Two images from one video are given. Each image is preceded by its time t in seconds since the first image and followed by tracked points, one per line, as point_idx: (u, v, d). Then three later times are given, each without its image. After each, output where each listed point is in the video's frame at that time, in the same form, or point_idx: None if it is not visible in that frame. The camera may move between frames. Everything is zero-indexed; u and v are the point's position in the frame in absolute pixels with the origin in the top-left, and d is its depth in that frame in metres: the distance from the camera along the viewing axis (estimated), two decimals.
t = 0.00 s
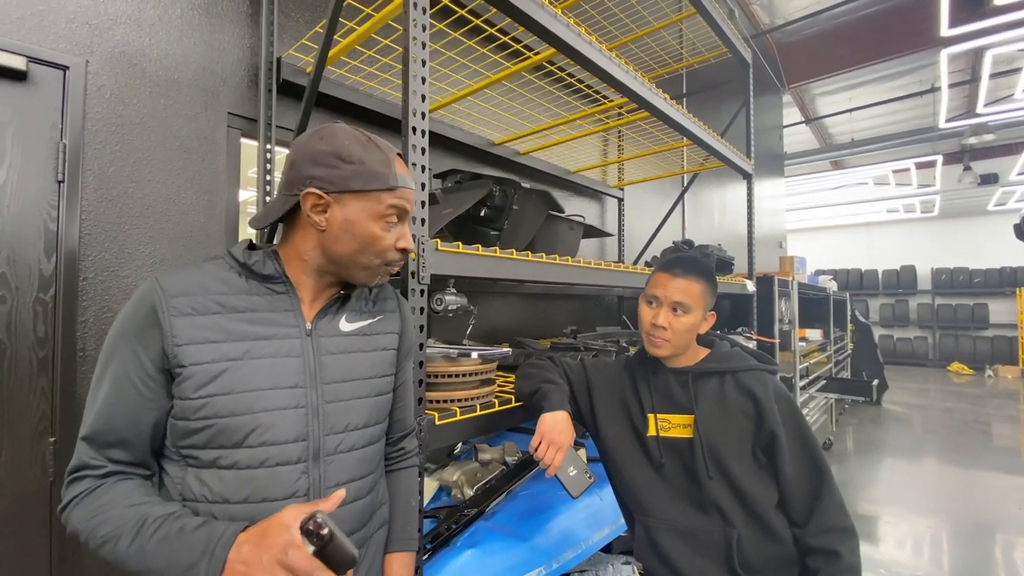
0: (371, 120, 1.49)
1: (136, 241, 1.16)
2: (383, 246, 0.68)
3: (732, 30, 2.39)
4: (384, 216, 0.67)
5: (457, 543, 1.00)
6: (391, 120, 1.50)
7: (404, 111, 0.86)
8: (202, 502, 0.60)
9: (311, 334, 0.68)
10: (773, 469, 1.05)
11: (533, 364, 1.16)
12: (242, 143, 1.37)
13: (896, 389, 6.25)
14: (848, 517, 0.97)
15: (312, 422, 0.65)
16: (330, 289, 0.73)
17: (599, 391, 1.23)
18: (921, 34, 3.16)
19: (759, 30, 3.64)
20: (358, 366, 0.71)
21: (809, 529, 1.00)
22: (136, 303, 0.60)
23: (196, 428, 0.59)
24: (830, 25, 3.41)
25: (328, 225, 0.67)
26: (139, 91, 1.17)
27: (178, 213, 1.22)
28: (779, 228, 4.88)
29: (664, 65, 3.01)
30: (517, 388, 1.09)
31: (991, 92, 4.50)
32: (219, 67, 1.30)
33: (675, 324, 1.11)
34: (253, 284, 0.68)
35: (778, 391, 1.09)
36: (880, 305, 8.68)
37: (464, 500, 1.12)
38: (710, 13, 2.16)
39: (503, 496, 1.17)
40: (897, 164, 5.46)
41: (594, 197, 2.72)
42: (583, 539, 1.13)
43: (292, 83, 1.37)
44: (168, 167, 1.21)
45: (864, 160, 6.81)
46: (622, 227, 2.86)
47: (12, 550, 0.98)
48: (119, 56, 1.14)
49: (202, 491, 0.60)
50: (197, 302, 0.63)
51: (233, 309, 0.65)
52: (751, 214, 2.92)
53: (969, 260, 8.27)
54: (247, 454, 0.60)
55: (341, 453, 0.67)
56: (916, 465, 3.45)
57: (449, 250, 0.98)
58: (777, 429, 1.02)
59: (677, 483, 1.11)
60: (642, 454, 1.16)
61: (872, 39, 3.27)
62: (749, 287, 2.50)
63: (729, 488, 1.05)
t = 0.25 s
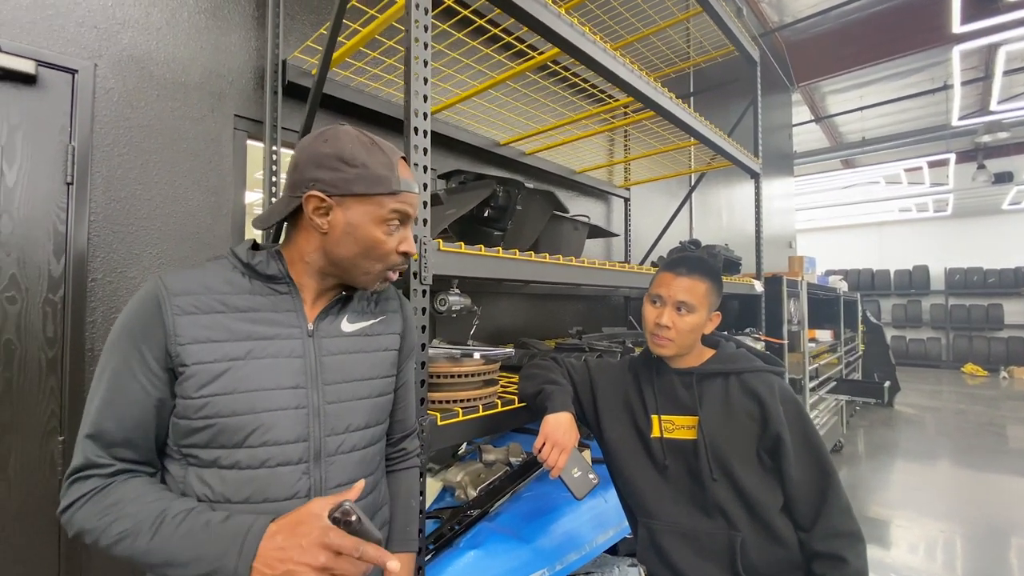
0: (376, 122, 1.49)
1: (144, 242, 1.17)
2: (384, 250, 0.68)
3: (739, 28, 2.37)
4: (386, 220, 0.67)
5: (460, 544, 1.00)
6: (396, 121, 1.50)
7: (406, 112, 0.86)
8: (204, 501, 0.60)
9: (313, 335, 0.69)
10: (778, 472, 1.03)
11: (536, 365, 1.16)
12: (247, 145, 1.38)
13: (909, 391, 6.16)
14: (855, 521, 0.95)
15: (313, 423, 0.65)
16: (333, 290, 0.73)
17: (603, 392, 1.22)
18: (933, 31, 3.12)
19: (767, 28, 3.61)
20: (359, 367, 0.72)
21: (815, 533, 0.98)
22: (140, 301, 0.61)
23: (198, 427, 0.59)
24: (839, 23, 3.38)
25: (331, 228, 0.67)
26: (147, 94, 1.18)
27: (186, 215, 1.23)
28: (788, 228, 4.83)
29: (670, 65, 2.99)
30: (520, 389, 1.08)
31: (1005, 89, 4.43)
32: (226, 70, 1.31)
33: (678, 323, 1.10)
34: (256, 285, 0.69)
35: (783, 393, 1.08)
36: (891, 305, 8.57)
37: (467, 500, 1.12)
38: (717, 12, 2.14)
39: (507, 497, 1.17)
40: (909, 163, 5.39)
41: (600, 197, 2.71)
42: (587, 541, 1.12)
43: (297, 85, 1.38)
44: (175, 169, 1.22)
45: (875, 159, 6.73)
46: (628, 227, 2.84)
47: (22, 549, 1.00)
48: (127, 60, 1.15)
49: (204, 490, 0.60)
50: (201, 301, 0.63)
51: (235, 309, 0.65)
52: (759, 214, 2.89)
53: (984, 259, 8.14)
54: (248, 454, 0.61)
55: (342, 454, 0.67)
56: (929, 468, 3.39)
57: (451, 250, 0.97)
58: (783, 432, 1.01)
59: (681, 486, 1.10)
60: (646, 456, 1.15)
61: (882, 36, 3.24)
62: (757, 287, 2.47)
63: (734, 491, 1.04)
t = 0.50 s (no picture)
0: (381, 122, 1.49)
1: (151, 243, 1.18)
2: (371, 237, 0.68)
3: (746, 26, 2.34)
4: (367, 206, 0.67)
5: (462, 545, 1.00)
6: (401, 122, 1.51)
7: (407, 111, 0.85)
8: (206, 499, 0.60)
9: (314, 334, 0.69)
10: (785, 474, 1.02)
11: (539, 365, 1.15)
12: (253, 146, 1.39)
13: (922, 393, 6.06)
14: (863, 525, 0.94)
15: (313, 422, 0.65)
16: (332, 287, 0.73)
17: (608, 392, 1.21)
18: (946, 27, 3.07)
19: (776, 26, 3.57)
20: (359, 366, 0.71)
21: (822, 537, 0.97)
22: (148, 295, 0.61)
23: (201, 424, 0.59)
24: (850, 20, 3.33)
25: (316, 223, 0.68)
26: (154, 96, 1.19)
27: (191, 215, 1.24)
28: (798, 227, 4.78)
29: (678, 63, 2.97)
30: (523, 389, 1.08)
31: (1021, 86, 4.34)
32: (232, 72, 1.32)
33: (683, 333, 1.09)
34: (258, 283, 0.69)
35: (790, 394, 1.06)
36: (905, 306, 8.44)
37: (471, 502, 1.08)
38: (725, 10, 2.12)
39: (510, 498, 1.18)
40: (922, 161, 5.30)
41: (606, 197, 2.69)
42: (591, 543, 1.11)
43: (302, 87, 1.38)
44: (181, 170, 1.23)
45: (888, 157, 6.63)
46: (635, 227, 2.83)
47: (31, 548, 1.01)
48: (134, 63, 1.17)
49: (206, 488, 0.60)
50: (205, 298, 0.63)
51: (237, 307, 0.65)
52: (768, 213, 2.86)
53: (1000, 259, 8.00)
54: (249, 452, 0.60)
55: (342, 453, 0.67)
56: (943, 472, 3.33)
57: (453, 250, 0.97)
58: (790, 433, 1.00)
59: (686, 488, 1.09)
60: (651, 458, 1.14)
61: (893, 33, 3.20)
62: (766, 287, 2.45)
63: (739, 493, 1.03)
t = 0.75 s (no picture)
0: (385, 123, 1.50)
1: (158, 244, 1.19)
2: (373, 244, 0.68)
3: (754, 23, 2.30)
4: (370, 214, 0.67)
5: (465, 545, 1.00)
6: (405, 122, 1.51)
7: (409, 112, 0.85)
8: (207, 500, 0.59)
9: (315, 334, 0.69)
10: (790, 477, 1.01)
11: (542, 366, 1.15)
12: (260, 147, 1.40)
13: (936, 395, 5.96)
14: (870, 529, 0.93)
15: (314, 422, 0.65)
16: (333, 290, 0.73)
17: (611, 394, 1.20)
18: (960, 22, 3.01)
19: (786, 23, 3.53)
20: (360, 366, 0.71)
21: (828, 541, 0.96)
22: (148, 299, 0.62)
23: (201, 425, 0.59)
24: (861, 17, 3.27)
25: (317, 227, 0.68)
26: (162, 99, 1.21)
27: (199, 216, 1.25)
28: (809, 227, 4.72)
29: (685, 62, 2.94)
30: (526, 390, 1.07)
31: None
32: (239, 74, 1.33)
33: (692, 323, 1.08)
34: (259, 284, 0.69)
35: (795, 395, 1.05)
36: (918, 306, 8.30)
37: (475, 503, 1.11)
38: (732, 7, 2.09)
39: (514, 498, 1.17)
40: (936, 159, 5.22)
41: (613, 196, 2.69)
42: (595, 545, 1.11)
43: (308, 88, 1.39)
44: (187, 171, 1.24)
45: (901, 156, 6.54)
46: (643, 227, 2.81)
47: (41, 546, 1.02)
48: (143, 66, 1.18)
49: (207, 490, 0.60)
50: (204, 300, 0.63)
51: (237, 308, 0.65)
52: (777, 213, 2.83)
53: (1017, 259, 7.84)
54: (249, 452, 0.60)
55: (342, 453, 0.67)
56: (957, 475, 3.27)
57: (455, 250, 0.96)
58: (795, 435, 0.99)
59: (689, 490, 1.08)
60: (654, 460, 1.12)
61: (906, 30, 3.14)
62: (775, 287, 2.42)
63: (743, 496, 1.02)
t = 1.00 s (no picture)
0: (390, 123, 1.50)
1: (166, 244, 1.20)
2: (365, 246, 0.68)
3: (761, 19, 2.27)
4: (363, 216, 0.67)
5: (467, 546, 0.99)
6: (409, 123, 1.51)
7: (409, 111, 0.85)
8: (203, 498, 0.60)
9: (310, 332, 0.69)
10: (795, 479, 1.00)
11: (544, 366, 1.14)
12: (266, 149, 1.41)
13: (951, 396, 5.86)
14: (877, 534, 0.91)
15: (309, 420, 0.65)
16: (327, 289, 0.73)
17: (614, 394, 1.19)
18: (975, 18, 2.95)
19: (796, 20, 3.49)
20: (356, 365, 0.71)
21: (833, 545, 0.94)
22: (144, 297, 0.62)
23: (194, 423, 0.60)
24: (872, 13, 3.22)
25: (310, 228, 0.68)
26: (169, 101, 1.22)
27: (207, 217, 1.26)
28: (820, 226, 4.67)
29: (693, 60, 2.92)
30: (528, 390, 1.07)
31: None
32: (245, 76, 1.34)
33: (699, 322, 1.07)
34: (255, 284, 0.69)
35: (801, 397, 1.04)
36: (933, 306, 8.17)
37: (478, 503, 1.10)
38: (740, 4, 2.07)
39: (518, 499, 1.17)
40: (950, 157, 5.13)
41: (620, 196, 2.67)
42: (599, 547, 1.10)
43: (313, 90, 1.40)
44: (192, 172, 1.25)
45: (914, 153, 6.43)
46: (650, 226, 2.79)
47: (50, 543, 1.04)
48: (150, 69, 1.19)
49: (203, 487, 0.60)
50: (199, 299, 0.64)
51: (233, 307, 0.65)
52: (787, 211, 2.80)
53: None
54: (242, 451, 0.60)
55: (338, 452, 0.67)
56: (972, 478, 3.22)
57: (456, 251, 0.95)
58: (799, 438, 0.97)
59: (692, 492, 1.07)
60: (658, 461, 1.11)
61: (919, 26, 3.09)
62: (784, 287, 2.39)
63: (747, 499, 1.00)
